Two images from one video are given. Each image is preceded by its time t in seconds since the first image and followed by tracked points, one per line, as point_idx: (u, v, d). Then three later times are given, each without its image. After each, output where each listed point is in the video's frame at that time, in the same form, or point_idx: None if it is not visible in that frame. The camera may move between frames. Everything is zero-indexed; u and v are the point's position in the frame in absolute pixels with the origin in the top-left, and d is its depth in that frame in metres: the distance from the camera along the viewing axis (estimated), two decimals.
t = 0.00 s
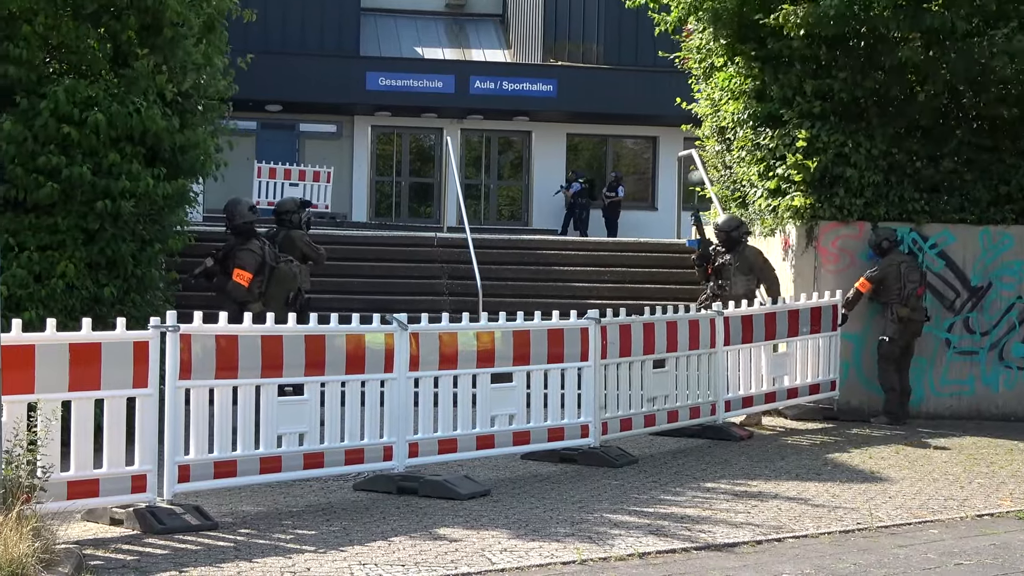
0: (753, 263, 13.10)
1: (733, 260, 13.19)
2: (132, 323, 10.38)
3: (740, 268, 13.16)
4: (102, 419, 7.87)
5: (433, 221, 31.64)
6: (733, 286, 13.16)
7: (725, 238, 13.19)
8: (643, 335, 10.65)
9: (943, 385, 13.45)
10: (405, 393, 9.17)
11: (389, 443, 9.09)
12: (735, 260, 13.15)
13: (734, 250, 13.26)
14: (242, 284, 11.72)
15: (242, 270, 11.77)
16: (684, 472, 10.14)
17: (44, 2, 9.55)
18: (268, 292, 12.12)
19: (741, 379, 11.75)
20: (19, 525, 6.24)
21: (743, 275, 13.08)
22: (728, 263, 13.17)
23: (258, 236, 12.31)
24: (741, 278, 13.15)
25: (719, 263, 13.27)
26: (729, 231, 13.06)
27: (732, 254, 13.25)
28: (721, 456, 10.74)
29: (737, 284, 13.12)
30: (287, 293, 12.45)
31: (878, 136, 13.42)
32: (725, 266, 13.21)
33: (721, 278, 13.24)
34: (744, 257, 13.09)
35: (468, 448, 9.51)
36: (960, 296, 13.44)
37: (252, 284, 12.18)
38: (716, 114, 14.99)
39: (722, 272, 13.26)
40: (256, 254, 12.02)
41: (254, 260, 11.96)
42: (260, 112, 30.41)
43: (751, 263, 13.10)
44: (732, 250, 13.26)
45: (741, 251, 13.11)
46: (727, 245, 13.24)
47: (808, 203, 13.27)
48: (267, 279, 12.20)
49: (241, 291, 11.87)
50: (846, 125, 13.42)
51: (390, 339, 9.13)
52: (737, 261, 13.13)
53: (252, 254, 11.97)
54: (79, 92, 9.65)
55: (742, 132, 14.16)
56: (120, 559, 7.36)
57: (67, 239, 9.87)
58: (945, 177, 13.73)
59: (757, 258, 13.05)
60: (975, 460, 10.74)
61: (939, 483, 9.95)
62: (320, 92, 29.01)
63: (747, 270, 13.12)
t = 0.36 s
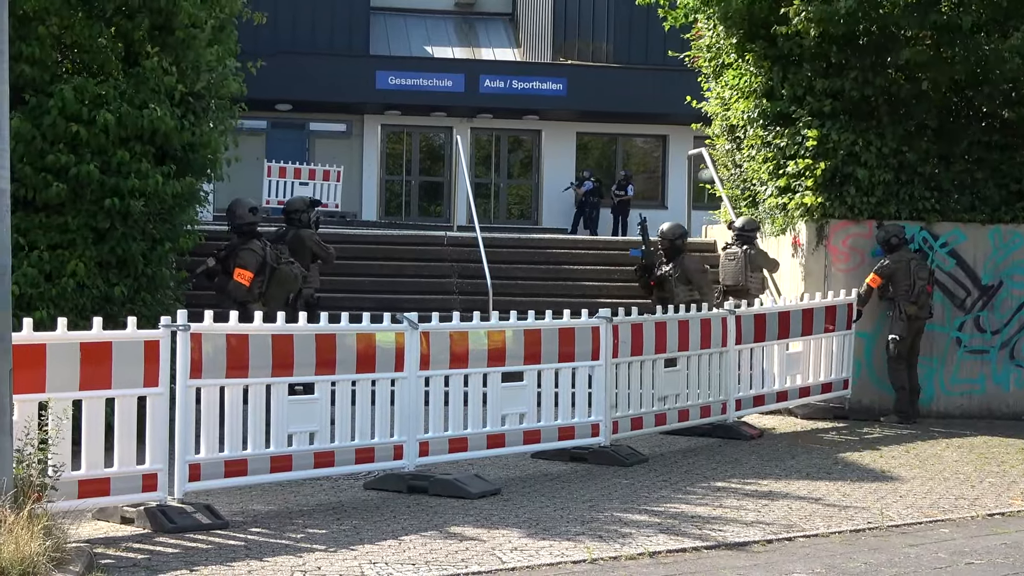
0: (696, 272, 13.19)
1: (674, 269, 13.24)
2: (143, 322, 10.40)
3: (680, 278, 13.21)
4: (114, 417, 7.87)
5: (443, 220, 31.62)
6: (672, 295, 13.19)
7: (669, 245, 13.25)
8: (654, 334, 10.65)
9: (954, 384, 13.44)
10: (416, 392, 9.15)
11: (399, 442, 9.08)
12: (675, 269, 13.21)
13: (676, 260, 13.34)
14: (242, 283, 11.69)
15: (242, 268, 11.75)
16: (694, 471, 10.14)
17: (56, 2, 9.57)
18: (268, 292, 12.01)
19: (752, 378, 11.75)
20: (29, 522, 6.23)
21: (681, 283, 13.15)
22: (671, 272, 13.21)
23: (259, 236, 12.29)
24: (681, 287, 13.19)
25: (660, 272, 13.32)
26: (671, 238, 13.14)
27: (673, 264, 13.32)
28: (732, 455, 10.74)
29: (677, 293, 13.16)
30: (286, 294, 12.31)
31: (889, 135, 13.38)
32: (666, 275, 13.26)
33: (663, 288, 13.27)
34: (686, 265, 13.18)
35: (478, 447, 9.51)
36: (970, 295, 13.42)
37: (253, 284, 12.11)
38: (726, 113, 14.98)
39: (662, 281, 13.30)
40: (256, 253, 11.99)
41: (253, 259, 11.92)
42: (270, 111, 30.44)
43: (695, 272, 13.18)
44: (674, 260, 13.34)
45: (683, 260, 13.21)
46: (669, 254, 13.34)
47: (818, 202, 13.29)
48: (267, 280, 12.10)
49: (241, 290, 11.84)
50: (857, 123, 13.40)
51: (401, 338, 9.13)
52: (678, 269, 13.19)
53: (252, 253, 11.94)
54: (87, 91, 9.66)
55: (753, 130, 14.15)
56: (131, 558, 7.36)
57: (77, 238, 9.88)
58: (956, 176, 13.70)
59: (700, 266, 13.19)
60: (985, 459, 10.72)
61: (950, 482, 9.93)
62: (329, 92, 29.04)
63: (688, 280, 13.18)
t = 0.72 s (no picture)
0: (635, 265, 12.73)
1: (609, 256, 12.70)
2: (155, 322, 10.40)
3: (615, 266, 12.70)
4: (126, 415, 7.88)
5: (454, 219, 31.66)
6: (607, 284, 12.66)
7: (607, 233, 12.74)
8: (666, 333, 10.65)
9: (965, 384, 13.42)
10: (427, 391, 9.15)
11: (411, 441, 9.08)
12: (612, 257, 12.66)
13: (610, 247, 12.78)
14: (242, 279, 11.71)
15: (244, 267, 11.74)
16: (706, 470, 10.14)
17: (69, 2, 9.58)
18: (266, 291, 12.03)
19: (764, 377, 11.74)
20: (42, 521, 6.23)
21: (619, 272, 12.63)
22: (609, 259, 12.65)
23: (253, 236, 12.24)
24: (617, 276, 12.68)
25: (594, 259, 12.74)
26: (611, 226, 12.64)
27: (606, 251, 12.79)
28: (744, 454, 10.74)
29: (612, 282, 12.66)
30: (282, 293, 12.35)
31: (901, 134, 13.38)
32: (601, 263, 12.69)
33: (595, 275, 12.71)
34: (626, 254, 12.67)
35: (489, 446, 9.51)
36: (982, 295, 13.41)
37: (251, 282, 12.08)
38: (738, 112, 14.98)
39: (596, 269, 12.74)
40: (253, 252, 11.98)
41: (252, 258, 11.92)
42: (282, 111, 30.47)
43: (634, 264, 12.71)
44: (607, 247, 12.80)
45: (622, 248, 12.70)
46: (602, 241, 12.79)
47: (829, 202, 13.31)
48: (263, 278, 12.10)
49: (240, 288, 11.80)
50: (869, 123, 13.40)
51: (412, 337, 9.13)
52: (616, 258, 12.67)
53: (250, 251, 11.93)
54: (100, 90, 9.68)
55: (765, 130, 14.15)
56: (143, 556, 7.37)
57: (89, 237, 9.90)
58: (969, 176, 13.69)
59: (639, 258, 12.70)
60: (997, 459, 10.71)
61: (961, 481, 9.93)
62: (339, 91, 29.06)
63: (623, 268, 12.69)
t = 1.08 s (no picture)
0: (551, 255, 13.80)
1: (526, 247, 14.00)
2: (166, 319, 10.48)
3: (529, 256, 13.91)
4: (137, 414, 7.89)
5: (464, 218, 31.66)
6: (519, 273, 14.00)
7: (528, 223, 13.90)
8: (676, 332, 10.65)
9: (977, 384, 13.39)
10: (438, 390, 9.15)
11: (421, 439, 9.08)
12: (527, 247, 14.00)
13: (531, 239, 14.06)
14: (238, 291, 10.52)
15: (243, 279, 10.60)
16: (716, 470, 10.14)
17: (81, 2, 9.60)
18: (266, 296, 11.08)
19: (774, 377, 11.73)
20: (53, 519, 6.23)
21: (531, 262, 13.77)
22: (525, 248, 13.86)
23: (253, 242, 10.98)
24: (527, 265, 13.88)
25: (514, 249, 14.08)
26: (534, 220, 13.68)
27: (525, 243, 14.07)
28: (754, 453, 10.74)
29: (524, 270, 13.81)
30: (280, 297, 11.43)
31: (912, 134, 13.37)
32: (518, 252, 14.03)
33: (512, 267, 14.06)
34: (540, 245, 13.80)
35: (499, 445, 9.51)
36: (992, 295, 13.40)
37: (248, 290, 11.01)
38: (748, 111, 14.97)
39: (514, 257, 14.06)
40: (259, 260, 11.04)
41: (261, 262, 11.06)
42: (293, 109, 30.50)
43: (549, 254, 13.79)
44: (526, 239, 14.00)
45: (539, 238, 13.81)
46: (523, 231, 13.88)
47: (841, 202, 13.31)
48: (262, 283, 11.12)
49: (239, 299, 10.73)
50: (880, 123, 13.38)
51: (422, 336, 9.13)
52: (531, 248, 13.86)
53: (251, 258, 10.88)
54: (111, 89, 9.70)
55: (775, 129, 14.14)
56: (154, 554, 7.38)
57: (100, 235, 9.92)
58: (981, 175, 13.67)
59: (553, 247, 13.80)
60: (1008, 459, 10.70)
61: (972, 481, 9.92)
62: (349, 90, 29.07)
63: (536, 259, 13.79)
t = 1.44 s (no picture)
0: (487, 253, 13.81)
1: (455, 242, 13.95)
2: (179, 318, 10.55)
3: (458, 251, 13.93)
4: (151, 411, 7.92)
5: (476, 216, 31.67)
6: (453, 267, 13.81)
7: (456, 219, 13.88)
8: (689, 331, 10.64)
9: (991, 383, 13.36)
10: (451, 389, 9.15)
11: (434, 438, 9.08)
12: (457, 244, 13.92)
13: (458, 234, 14.01)
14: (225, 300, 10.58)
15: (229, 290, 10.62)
16: (729, 469, 10.13)
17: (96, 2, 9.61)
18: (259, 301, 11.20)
19: (787, 376, 11.72)
20: (67, 517, 6.23)
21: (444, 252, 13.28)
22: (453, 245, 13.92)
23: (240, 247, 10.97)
24: (460, 262, 13.88)
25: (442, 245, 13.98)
26: (459, 215, 13.72)
27: (452, 238, 14.01)
28: (767, 452, 10.73)
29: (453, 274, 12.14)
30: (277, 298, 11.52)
31: (926, 133, 13.34)
32: (447, 248, 13.93)
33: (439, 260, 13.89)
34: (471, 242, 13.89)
35: (513, 443, 9.50)
36: (1007, 294, 13.35)
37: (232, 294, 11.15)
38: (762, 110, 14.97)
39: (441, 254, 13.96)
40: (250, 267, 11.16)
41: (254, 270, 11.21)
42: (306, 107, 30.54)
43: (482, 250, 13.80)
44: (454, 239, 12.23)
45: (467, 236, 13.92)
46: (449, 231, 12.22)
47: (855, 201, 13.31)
48: (257, 288, 11.28)
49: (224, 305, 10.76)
50: (895, 122, 13.37)
51: (436, 334, 9.12)
52: (462, 244, 13.91)
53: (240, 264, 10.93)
54: (125, 88, 9.72)
55: (789, 127, 14.15)
56: (167, 552, 7.39)
57: (113, 234, 9.95)
58: (995, 173, 13.62)
59: (482, 244, 13.78)
60: (1022, 458, 10.67)
61: (985, 481, 9.90)
62: (362, 90, 29.06)
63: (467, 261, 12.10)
